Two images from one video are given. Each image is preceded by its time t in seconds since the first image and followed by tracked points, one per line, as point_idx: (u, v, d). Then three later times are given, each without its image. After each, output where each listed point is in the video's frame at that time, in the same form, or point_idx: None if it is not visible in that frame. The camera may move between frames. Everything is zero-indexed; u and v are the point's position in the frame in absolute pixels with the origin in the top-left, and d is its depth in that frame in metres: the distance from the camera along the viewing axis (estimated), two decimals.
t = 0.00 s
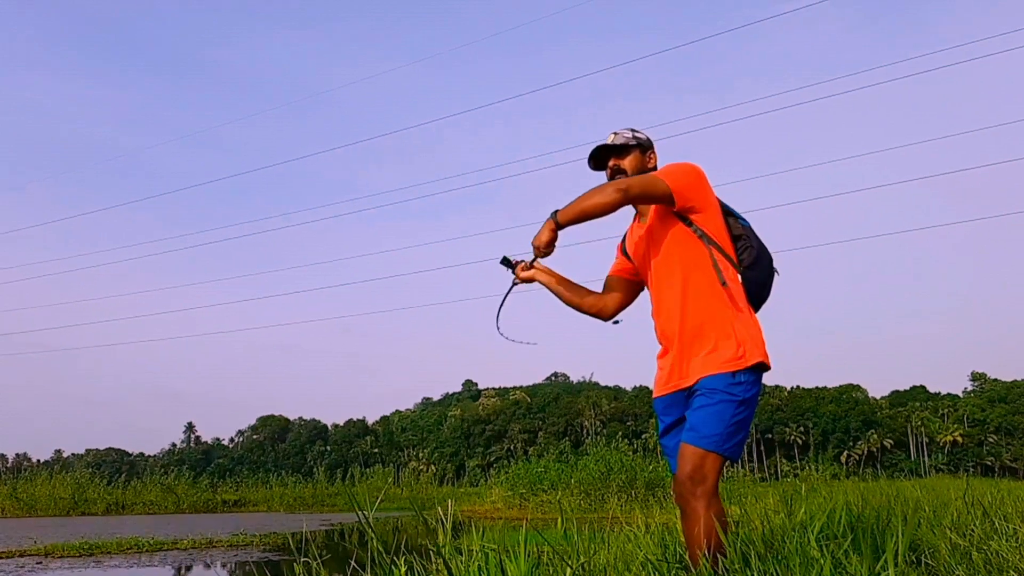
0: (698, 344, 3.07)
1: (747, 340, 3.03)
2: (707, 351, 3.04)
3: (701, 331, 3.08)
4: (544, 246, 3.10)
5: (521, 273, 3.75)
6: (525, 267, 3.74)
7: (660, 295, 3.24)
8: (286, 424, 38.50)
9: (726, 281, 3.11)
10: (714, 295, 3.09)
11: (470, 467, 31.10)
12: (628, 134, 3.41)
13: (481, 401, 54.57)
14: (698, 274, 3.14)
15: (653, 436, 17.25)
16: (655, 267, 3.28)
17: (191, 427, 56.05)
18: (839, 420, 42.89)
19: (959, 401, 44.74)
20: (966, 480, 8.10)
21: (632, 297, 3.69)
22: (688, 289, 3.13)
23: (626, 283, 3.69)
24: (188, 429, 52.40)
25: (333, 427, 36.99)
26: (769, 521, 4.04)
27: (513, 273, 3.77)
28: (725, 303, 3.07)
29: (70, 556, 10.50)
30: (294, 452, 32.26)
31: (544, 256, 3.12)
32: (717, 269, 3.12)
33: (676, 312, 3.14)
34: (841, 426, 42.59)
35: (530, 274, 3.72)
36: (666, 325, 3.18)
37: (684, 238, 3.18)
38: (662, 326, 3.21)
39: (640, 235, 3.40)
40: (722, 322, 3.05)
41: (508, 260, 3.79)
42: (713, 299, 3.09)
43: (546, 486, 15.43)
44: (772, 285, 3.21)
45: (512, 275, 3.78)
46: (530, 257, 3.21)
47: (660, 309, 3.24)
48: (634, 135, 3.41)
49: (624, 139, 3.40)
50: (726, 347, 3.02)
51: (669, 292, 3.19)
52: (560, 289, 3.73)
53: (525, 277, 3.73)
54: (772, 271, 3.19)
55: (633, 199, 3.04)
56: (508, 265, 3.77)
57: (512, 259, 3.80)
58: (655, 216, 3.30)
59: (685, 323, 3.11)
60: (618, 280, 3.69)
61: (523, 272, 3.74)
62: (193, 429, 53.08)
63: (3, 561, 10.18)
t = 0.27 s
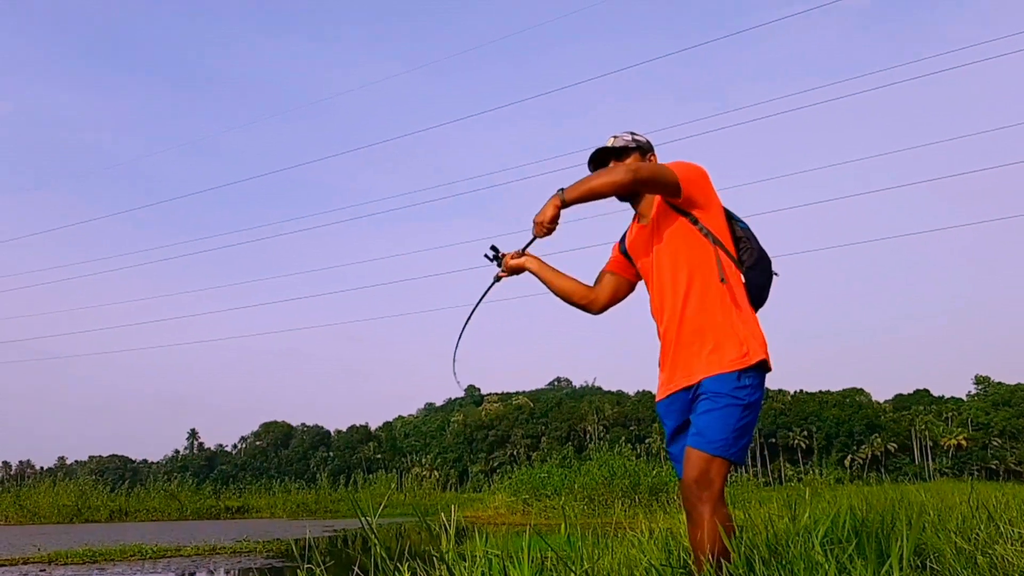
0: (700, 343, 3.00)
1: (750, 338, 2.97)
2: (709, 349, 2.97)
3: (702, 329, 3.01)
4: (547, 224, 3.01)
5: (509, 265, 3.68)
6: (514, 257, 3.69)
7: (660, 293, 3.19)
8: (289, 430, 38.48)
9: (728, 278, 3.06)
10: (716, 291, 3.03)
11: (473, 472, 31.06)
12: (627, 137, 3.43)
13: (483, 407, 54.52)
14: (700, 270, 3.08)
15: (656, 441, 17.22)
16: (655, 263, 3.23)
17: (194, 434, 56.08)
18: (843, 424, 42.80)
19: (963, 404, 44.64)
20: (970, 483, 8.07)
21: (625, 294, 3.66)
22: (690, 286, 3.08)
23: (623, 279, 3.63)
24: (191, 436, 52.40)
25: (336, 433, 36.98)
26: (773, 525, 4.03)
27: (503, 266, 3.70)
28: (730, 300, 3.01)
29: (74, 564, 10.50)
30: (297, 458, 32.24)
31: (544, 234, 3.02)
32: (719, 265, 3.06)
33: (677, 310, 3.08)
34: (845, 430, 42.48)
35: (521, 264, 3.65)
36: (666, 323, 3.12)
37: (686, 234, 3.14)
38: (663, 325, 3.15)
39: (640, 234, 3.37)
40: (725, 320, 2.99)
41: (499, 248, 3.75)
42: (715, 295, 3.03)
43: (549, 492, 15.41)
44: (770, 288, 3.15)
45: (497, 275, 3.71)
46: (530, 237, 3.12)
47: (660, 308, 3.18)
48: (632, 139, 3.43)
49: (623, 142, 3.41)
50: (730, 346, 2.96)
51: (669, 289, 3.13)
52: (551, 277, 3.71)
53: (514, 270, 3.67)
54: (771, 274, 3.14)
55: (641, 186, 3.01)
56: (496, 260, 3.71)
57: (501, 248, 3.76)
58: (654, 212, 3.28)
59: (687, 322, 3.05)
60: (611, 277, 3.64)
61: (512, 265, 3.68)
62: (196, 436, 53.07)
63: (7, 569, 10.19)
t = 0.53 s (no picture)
0: (706, 341, 2.98)
1: (756, 337, 2.95)
2: (715, 349, 2.95)
3: (708, 327, 2.99)
4: (560, 202, 2.99)
5: (499, 248, 3.62)
6: (502, 241, 3.63)
7: (664, 291, 3.16)
8: (296, 437, 38.49)
9: (733, 275, 3.05)
10: (722, 291, 3.01)
11: (480, 478, 31.03)
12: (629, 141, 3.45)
13: (490, 413, 54.46)
14: (705, 267, 3.05)
15: (663, 446, 17.17)
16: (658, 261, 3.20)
17: (201, 441, 56.16)
18: (851, 428, 42.63)
19: (971, 408, 44.41)
20: (979, 487, 8.03)
21: (618, 291, 3.60)
22: (696, 282, 3.05)
23: (616, 273, 3.56)
24: (199, 444, 52.47)
25: (343, 440, 36.99)
26: (781, 531, 4.00)
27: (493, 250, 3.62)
28: (736, 297, 2.99)
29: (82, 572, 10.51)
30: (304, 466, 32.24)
31: (554, 213, 3.00)
32: (726, 262, 3.05)
33: (681, 310, 3.06)
34: (853, 434, 42.29)
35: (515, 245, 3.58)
36: (671, 323, 3.10)
37: (690, 230, 3.12)
38: (666, 326, 3.12)
39: (643, 233, 3.35)
40: (730, 318, 2.97)
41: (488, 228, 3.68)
42: (720, 294, 3.01)
43: (556, 498, 15.36)
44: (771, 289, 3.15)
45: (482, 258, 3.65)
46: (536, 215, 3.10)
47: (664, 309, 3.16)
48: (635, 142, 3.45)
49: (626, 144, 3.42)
50: (736, 345, 2.94)
51: (673, 290, 3.11)
52: (541, 261, 3.65)
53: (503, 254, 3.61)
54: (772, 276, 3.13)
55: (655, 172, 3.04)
56: (484, 243, 3.64)
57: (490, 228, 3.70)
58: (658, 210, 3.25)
59: (692, 322, 3.02)
60: (605, 271, 3.58)
61: (498, 249, 3.62)
62: (203, 443, 53.16)
63: None
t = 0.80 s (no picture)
0: (715, 342, 2.97)
1: (766, 336, 2.94)
2: (724, 350, 2.94)
3: (718, 328, 2.98)
4: (579, 191, 3.01)
5: (497, 225, 3.56)
6: (498, 217, 3.56)
7: (672, 291, 3.14)
8: (306, 444, 38.55)
9: (742, 273, 3.04)
10: (730, 288, 3.00)
11: (490, 485, 30.96)
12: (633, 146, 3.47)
13: (500, 419, 54.39)
14: (713, 265, 3.04)
15: (675, 452, 17.08)
16: (665, 260, 3.19)
17: (211, 448, 56.31)
18: (864, 433, 42.35)
19: (985, 413, 44.04)
20: (993, 493, 7.97)
21: (617, 284, 3.57)
22: (706, 279, 3.03)
23: (615, 264, 3.52)
24: (210, 451, 52.61)
25: (353, 447, 37.03)
26: (793, 537, 3.98)
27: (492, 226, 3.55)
28: (747, 296, 2.98)
29: None
30: (315, 473, 32.29)
31: (571, 202, 3.01)
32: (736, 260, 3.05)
33: (689, 310, 3.05)
34: (866, 439, 42.00)
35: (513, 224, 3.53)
36: (679, 323, 3.08)
37: (697, 228, 3.11)
38: (674, 327, 3.11)
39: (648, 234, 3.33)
40: (739, 317, 2.96)
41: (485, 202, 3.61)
42: (729, 292, 3.00)
43: (567, 504, 15.31)
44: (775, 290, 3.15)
45: (475, 233, 3.57)
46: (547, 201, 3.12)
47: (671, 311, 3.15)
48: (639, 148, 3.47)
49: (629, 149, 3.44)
50: (745, 344, 2.92)
51: (680, 290, 3.10)
52: (536, 242, 3.62)
53: (499, 232, 3.55)
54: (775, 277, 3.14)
55: (669, 165, 3.08)
56: (477, 219, 3.57)
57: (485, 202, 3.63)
58: (665, 208, 3.26)
59: (701, 321, 3.01)
60: (603, 259, 3.54)
61: (495, 225, 3.56)
62: (215, 451, 53.32)
63: None
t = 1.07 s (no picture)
0: (726, 344, 2.97)
1: (776, 338, 2.93)
2: (735, 352, 2.94)
3: (729, 332, 2.98)
4: (596, 190, 3.02)
5: (513, 203, 3.31)
6: (512, 194, 3.31)
7: (682, 293, 3.14)
8: (318, 451, 38.64)
9: (753, 275, 3.04)
10: (741, 290, 3.00)
11: (502, 492, 30.93)
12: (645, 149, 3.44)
13: (511, 426, 54.34)
14: (723, 267, 3.04)
15: (686, 459, 17.02)
16: (675, 262, 3.18)
17: (223, 456, 56.48)
18: (877, 439, 42.06)
19: (1001, 419, 43.68)
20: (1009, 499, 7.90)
21: (617, 277, 3.55)
22: (718, 282, 3.03)
23: (620, 257, 3.50)
24: (222, 459, 52.78)
25: (365, 454, 37.10)
26: (807, 544, 3.96)
27: (503, 204, 3.29)
28: (757, 299, 2.98)
29: None
30: (327, 480, 32.36)
31: (588, 200, 3.01)
32: (749, 264, 3.04)
33: (700, 313, 3.05)
34: (880, 445, 41.68)
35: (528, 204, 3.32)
36: (689, 326, 3.09)
37: (707, 230, 3.12)
38: (685, 331, 3.12)
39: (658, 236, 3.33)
40: (749, 319, 2.96)
41: (502, 174, 3.33)
42: (740, 294, 3.00)
43: (578, 512, 15.27)
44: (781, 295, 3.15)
45: (486, 208, 3.30)
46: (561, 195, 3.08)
47: (680, 314, 3.15)
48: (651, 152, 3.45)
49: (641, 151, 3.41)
50: (756, 346, 2.92)
51: (690, 294, 3.10)
52: (541, 222, 3.48)
53: (511, 212, 3.30)
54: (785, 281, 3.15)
55: (681, 166, 3.09)
56: (493, 194, 3.28)
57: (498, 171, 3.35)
58: (676, 210, 3.27)
59: (712, 327, 3.01)
60: (604, 246, 3.52)
61: (508, 203, 3.30)
62: (227, 459, 53.53)
63: None
